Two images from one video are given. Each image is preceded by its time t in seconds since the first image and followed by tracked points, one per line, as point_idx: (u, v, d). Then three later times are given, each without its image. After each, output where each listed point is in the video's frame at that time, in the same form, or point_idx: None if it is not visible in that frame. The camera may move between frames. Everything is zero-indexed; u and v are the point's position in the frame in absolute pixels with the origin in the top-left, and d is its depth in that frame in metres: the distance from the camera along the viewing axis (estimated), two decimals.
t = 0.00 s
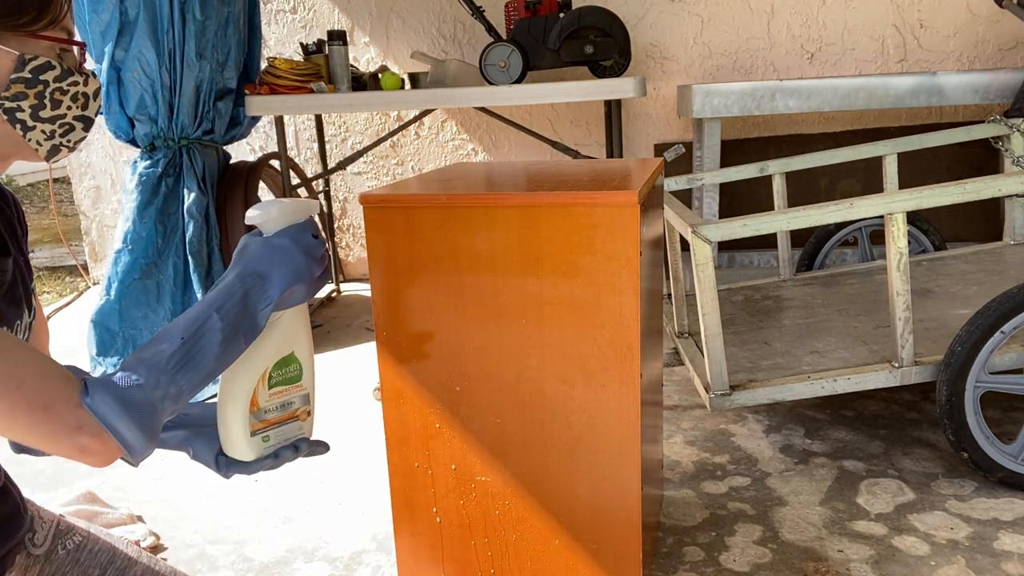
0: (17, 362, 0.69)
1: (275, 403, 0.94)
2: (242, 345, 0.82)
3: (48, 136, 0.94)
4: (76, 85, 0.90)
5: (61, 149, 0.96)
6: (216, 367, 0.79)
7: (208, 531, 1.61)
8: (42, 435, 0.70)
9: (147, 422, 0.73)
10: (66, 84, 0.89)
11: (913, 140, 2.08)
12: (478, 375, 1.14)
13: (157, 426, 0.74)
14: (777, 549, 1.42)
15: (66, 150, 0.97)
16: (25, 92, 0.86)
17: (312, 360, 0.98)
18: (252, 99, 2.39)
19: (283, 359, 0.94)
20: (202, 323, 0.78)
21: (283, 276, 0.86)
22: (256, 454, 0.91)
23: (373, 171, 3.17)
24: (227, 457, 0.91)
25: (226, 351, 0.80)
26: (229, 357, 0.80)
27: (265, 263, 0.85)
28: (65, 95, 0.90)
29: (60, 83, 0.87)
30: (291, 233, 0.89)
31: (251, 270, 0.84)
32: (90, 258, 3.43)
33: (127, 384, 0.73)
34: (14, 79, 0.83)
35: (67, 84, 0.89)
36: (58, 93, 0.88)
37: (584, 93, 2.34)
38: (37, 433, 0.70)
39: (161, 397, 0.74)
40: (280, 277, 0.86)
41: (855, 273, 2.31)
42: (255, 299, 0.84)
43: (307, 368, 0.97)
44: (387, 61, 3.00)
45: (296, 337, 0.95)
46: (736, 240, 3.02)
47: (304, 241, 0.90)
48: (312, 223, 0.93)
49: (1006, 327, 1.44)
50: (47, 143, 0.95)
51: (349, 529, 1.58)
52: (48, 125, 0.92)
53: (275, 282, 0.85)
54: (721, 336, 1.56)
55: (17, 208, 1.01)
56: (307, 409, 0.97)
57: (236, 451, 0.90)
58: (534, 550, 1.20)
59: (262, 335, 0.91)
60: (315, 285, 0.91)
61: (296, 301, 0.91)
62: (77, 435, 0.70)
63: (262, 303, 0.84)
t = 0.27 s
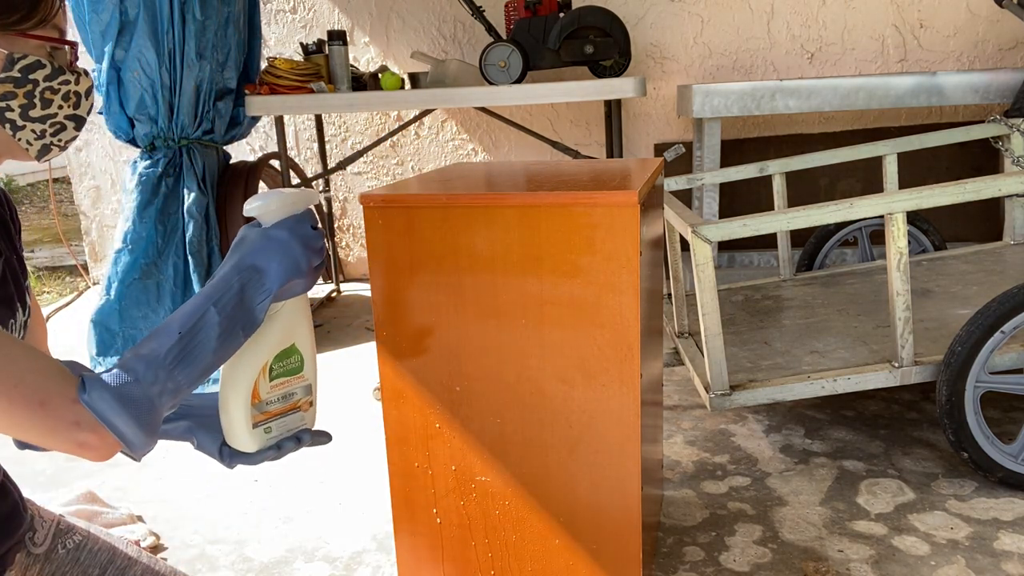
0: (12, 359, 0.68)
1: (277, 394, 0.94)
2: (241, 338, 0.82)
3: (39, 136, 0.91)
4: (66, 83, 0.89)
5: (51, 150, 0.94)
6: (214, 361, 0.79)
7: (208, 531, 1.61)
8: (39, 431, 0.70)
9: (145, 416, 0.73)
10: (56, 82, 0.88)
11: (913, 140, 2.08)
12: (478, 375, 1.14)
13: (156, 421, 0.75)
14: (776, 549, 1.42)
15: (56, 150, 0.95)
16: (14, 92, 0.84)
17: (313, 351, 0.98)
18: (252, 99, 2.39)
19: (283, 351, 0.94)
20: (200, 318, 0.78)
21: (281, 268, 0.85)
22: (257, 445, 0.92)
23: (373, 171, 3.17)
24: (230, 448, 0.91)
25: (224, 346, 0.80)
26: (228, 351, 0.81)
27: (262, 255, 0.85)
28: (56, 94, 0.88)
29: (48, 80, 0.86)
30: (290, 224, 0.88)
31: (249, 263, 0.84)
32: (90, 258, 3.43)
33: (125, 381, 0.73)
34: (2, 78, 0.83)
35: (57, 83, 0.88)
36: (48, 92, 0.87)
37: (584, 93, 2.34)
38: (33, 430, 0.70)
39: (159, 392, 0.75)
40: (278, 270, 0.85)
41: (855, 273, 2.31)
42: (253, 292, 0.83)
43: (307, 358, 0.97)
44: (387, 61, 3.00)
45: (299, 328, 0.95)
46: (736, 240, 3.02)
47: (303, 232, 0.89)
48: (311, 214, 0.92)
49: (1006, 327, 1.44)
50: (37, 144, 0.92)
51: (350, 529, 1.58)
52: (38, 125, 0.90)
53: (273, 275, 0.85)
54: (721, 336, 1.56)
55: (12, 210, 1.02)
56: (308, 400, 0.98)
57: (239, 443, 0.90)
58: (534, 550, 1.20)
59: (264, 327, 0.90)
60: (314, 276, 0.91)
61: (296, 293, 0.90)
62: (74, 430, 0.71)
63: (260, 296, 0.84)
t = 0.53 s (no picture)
0: (12, 363, 0.69)
1: (274, 399, 0.93)
2: (241, 341, 0.82)
3: (35, 137, 0.92)
4: (63, 83, 0.89)
5: (49, 149, 0.95)
6: (213, 364, 0.78)
7: (209, 531, 1.61)
8: (38, 436, 0.70)
9: (142, 420, 0.73)
10: (51, 83, 0.87)
11: (913, 140, 2.08)
12: (477, 375, 1.14)
13: (155, 424, 0.74)
14: (777, 549, 1.42)
15: (54, 150, 0.95)
16: (8, 92, 0.84)
17: (314, 355, 0.97)
18: (252, 99, 2.39)
19: (282, 355, 0.93)
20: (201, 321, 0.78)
21: (282, 271, 0.84)
22: (252, 448, 0.92)
23: (373, 171, 3.17)
24: (227, 451, 0.93)
25: (224, 348, 0.79)
26: (227, 354, 0.80)
27: (263, 258, 0.84)
28: (51, 94, 0.88)
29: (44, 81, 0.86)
30: (292, 227, 0.88)
31: (250, 265, 0.83)
32: (90, 258, 3.43)
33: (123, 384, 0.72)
34: None
35: (52, 84, 0.87)
36: (43, 92, 0.87)
37: (584, 93, 2.34)
38: (30, 433, 0.70)
39: (157, 396, 0.74)
40: (279, 272, 0.84)
41: (855, 273, 2.31)
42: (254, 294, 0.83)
43: (308, 362, 0.96)
44: (387, 61, 3.00)
45: (298, 332, 0.94)
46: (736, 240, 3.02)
47: (304, 235, 0.89)
48: (315, 217, 0.92)
49: (1006, 327, 1.44)
50: (33, 144, 0.93)
51: (350, 529, 1.58)
52: (34, 125, 0.90)
53: (275, 277, 0.84)
54: (721, 336, 1.56)
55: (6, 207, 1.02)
56: (307, 405, 0.97)
57: (235, 447, 0.91)
58: (534, 550, 1.20)
59: (264, 330, 0.90)
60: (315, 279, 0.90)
61: (298, 296, 0.90)
62: (72, 434, 0.71)
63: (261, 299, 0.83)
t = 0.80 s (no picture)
0: (23, 367, 0.70)
1: (288, 399, 0.96)
2: (254, 344, 0.85)
3: (43, 140, 0.91)
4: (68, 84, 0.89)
5: (56, 153, 0.94)
6: (226, 367, 0.82)
7: (209, 532, 1.61)
8: (49, 438, 0.72)
9: (155, 423, 0.75)
10: (58, 85, 0.87)
11: (913, 140, 2.08)
12: (478, 376, 1.14)
13: (167, 425, 0.77)
14: (777, 549, 1.42)
15: (62, 152, 0.95)
16: (16, 97, 0.83)
17: (330, 357, 0.98)
18: (252, 99, 2.39)
19: (297, 357, 0.95)
20: (214, 324, 0.81)
21: (297, 275, 0.88)
22: (264, 448, 0.96)
23: (373, 171, 3.17)
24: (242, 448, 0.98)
25: (237, 350, 0.83)
26: (240, 356, 0.83)
27: (278, 261, 0.87)
28: (59, 96, 0.88)
29: (51, 83, 0.86)
30: (308, 228, 0.90)
31: (265, 268, 0.87)
32: (90, 258, 3.43)
33: (138, 386, 0.75)
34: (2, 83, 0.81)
35: (59, 86, 0.87)
36: (50, 95, 0.86)
37: (584, 93, 2.34)
38: (43, 436, 0.72)
39: (171, 398, 0.77)
40: (293, 275, 0.87)
41: (855, 273, 2.31)
42: (268, 298, 0.86)
43: (323, 364, 0.98)
44: (387, 61, 3.00)
45: (314, 334, 0.96)
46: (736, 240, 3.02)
47: (322, 236, 0.91)
48: (336, 217, 0.95)
49: (1006, 327, 1.44)
50: (41, 148, 0.92)
51: (350, 529, 1.58)
52: (42, 129, 0.89)
53: (288, 281, 0.87)
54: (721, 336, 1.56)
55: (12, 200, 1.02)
56: (321, 406, 0.99)
57: (246, 445, 0.95)
58: (534, 550, 1.20)
59: (282, 330, 0.92)
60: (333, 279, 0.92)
61: (316, 297, 0.92)
62: (84, 436, 0.73)
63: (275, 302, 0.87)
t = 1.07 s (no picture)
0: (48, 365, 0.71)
1: (318, 396, 0.96)
2: (286, 342, 0.83)
3: (59, 144, 0.89)
4: (83, 85, 0.87)
5: (73, 155, 0.92)
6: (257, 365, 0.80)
7: (208, 532, 1.61)
8: (74, 435, 0.73)
9: (181, 420, 0.75)
10: (72, 87, 0.85)
11: (913, 140, 2.08)
12: (479, 376, 1.14)
13: (195, 423, 0.77)
14: (777, 549, 1.42)
15: (78, 155, 0.93)
16: (29, 100, 0.81)
17: (362, 355, 0.97)
18: (252, 99, 2.39)
19: (329, 355, 0.94)
20: (245, 322, 0.80)
21: (331, 272, 0.85)
22: (293, 444, 0.97)
23: (373, 171, 3.17)
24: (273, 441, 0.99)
25: (269, 349, 0.81)
26: (271, 356, 0.82)
27: (312, 258, 0.85)
28: (73, 98, 0.86)
29: (64, 85, 0.83)
30: (346, 225, 0.87)
31: (299, 265, 0.85)
32: (90, 258, 3.43)
33: (166, 383, 0.75)
34: (15, 88, 0.80)
35: (73, 88, 0.85)
36: (63, 98, 0.84)
37: (584, 93, 2.34)
38: (68, 433, 0.73)
39: (199, 395, 0.76)
40: (327, 274, 0.85)
41: (855, 273, 2.31)
42: (301, 295, 0.85)
43: (355, 363, 0.97)
44: (387, 61, 3.00)
45: (348, 331, 0.95)
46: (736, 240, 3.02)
47: (359, 234, 0.88)
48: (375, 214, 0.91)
49: (1006, 327, 1.44)
50: (57, 151, 0.90)
51: (350, 529, 1.58)
52: (57, 133, 0.87)
53: (322, 279, 0.85)
54: (721, 336, 1.56)
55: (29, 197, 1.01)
56: (351, 405, 0.99)
57: (275, 438, 0.96)
58: (534, 549, 1.20)
59: (315, 327, 0.92)
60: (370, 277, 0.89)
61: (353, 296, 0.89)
62: (111, 432, 0.73)
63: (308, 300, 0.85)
